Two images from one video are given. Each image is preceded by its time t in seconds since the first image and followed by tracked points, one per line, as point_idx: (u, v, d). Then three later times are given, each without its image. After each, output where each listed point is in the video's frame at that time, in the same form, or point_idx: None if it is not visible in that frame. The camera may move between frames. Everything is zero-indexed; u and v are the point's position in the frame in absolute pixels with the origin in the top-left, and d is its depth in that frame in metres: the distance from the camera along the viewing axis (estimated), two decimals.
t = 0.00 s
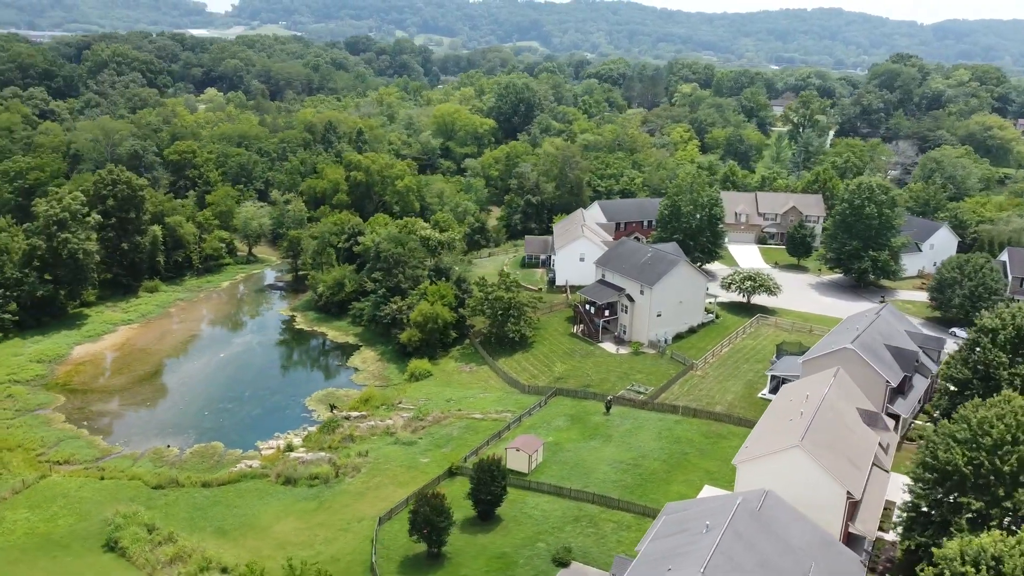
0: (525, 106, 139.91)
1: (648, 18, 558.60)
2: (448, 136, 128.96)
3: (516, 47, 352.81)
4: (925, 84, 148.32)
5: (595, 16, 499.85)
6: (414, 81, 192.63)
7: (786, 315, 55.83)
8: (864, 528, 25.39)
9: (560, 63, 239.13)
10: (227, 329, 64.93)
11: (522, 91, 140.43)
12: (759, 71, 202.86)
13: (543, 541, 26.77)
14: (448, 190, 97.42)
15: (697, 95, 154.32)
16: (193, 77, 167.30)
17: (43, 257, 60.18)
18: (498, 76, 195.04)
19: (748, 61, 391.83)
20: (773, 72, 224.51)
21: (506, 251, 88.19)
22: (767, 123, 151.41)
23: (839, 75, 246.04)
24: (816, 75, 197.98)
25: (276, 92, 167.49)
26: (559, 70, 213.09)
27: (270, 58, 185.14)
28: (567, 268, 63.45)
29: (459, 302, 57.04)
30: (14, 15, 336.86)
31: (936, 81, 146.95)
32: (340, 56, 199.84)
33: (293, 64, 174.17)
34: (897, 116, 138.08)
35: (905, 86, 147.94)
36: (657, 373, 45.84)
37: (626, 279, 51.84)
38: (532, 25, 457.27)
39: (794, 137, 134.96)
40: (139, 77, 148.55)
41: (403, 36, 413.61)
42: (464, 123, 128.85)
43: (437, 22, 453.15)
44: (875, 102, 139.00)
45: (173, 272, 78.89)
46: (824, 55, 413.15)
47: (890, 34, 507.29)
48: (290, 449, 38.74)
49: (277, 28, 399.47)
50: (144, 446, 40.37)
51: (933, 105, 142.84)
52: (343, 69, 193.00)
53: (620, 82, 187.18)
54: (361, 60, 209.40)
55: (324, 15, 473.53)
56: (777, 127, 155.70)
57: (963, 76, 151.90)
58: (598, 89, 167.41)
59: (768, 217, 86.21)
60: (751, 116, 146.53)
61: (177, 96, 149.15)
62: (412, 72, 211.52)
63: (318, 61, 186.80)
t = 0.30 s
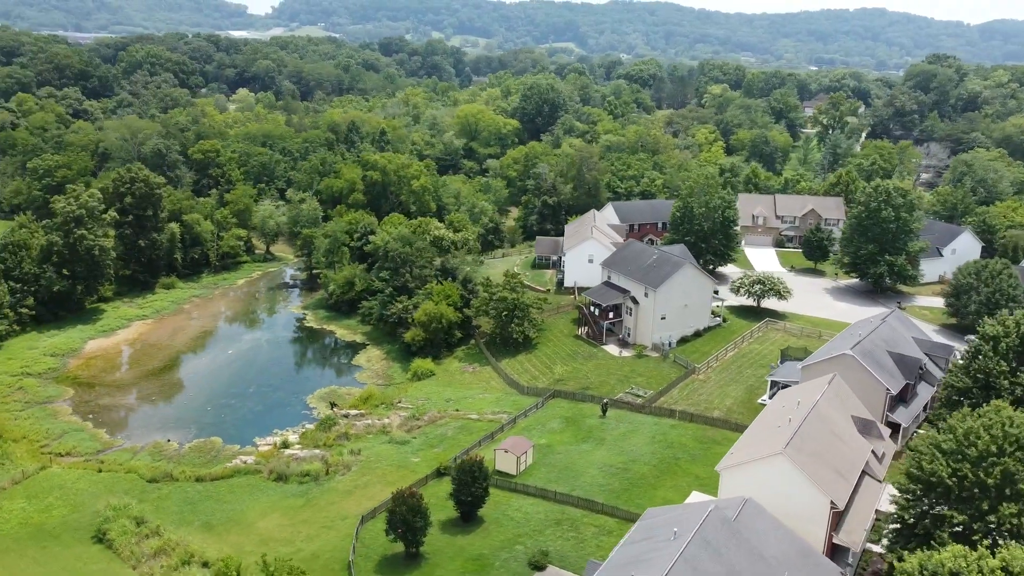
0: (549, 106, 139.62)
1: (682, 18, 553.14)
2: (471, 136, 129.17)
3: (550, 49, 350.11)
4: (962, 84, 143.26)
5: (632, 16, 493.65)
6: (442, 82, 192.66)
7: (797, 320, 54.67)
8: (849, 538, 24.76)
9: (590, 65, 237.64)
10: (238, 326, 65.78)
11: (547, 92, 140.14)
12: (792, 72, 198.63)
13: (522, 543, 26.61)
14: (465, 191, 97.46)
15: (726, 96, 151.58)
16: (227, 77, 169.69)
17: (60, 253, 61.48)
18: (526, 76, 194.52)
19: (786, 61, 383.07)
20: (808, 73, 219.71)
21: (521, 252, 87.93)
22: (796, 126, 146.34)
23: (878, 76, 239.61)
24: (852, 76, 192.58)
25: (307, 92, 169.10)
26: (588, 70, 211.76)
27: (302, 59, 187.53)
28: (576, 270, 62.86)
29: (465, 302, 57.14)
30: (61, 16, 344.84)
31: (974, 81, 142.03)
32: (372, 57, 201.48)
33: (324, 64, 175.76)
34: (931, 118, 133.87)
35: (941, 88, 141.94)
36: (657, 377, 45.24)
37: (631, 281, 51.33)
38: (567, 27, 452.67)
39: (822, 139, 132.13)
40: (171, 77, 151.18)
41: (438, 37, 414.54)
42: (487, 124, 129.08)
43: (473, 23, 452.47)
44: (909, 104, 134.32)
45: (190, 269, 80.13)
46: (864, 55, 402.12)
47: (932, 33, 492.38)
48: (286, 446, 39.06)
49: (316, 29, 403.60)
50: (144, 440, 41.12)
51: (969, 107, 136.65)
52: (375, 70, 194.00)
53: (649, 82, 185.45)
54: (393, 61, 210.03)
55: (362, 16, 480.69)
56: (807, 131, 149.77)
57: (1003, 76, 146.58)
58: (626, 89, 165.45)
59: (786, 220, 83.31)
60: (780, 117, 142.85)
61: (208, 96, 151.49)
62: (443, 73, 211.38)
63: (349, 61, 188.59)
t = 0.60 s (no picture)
0: (574, 107, 138.95)
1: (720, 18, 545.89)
2: (495, 137, 129.11)
3: (587, 50, 346.52)
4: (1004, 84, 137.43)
5: (670, 16, 483.48)
6: (473, 83, 192.95)
7: (807, 325, 53.51)
8: (829, 548, 24.19)
9: (625, 66, 235.14)
10: (251, 323, 66.65)
11: (572, 93, 139.46)
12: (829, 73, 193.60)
13: (497, 545, 26.50)
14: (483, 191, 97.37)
15: (757, 96, 148.26)
16: (261, 78, 172.00)
17: (78, 249, 62.82)
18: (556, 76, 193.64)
19: (826, 61, 373.42)
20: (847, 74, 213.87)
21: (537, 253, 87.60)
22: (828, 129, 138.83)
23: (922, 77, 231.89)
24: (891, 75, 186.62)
25: (339, 93, 171.16)
26: (621, 71, 209.91)
27: (335, 59, 189.59)
28: (584, 271, 62.51)
29: (470, 302, 57.13)
30: (109, 18, 353.12)
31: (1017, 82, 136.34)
32: (405, 58, 202.72)
33: (356, 65, 176.90)
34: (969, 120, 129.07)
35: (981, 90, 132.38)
36: (657, 381, 44.68)
37: (635, 283, 50.82)
38: (606, 28, 440.07)
39: (852, 141, 128.82)
40: (204, 77, 153.64)
41: (476, 39, 414.31)
42: (512, 125, 128.92)
43: (511, 24, 449.96)
44: (947, 106, 127.63)
45: (208, 266, 81.37)
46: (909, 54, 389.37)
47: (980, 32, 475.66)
48: (282, 442, 39.45)
49: (355, 32, 406.95)
50: (145, 433, 41.88)
51: (1009, 110, 128.16)
52: (406, 71, 194.68)
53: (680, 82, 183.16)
54: (426, 62, 210.33)
55: (401, 18, 487.12)
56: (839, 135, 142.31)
57: None
58: (656, 90, 162.98)
59: (805, 224, 81.26)
60: (812, 119, 138.35)
61: (240, 97, 153.68)
62: (476, 74, 210.68)
63: (381, 62, 189.93)
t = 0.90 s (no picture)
0: (599, 108, 138.11)
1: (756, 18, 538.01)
2: (519, 137, 128.95)
3: (622, 52, 344.04)
4: None
5: (710, 15, 466.66)
6: (502, 83, 192.91)
7: (817, 330, 52.51)
8: (809, 558, 23.70)
9: (657, 66, 232.56)
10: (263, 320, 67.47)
11: (597, 93, 138.64)
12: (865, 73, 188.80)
13: (475, 546, 26.49)
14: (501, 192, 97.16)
15: (787, 97, 145.57)
16: (293, 78, 174.42)
17: (96, 245, 64.23)
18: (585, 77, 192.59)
19: (865, 62, 364.77)
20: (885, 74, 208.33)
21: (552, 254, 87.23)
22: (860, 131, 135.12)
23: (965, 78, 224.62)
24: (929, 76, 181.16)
25: (369, 94, 172.53)
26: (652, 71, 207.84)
27: (366, 60, 191.25)
28: (593, 273, 62.17)
29: (475, 302, 57.18)
30: (154, 20, 362.20)
31: None
32: (436, 59, 203.53)
33: (385, 66, 178.13)
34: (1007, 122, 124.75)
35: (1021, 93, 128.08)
36: (658, 384, 44.22)
37: (639, 285, 50.42)
38: (643, 29, 429.23)
39: (882, 143, 125.58)
40: (235, 77, 155.94)
41: (511, 41, 415.50)
42: (535, 125, 128.67)
43: (547, 26, 451.02)
44: (982, 107, 122.76)
45: (226, 263, 82.54)
46: (952, 54, 378.12)
47: None
48: (279, 438, 39.87)
49: (392, 33, 411.34)
50: (148, 427, 42.66)
51: None
52: (437, 72, 195.53)
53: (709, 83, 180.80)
54: (458, 63, 210.78)
55: (439, 19, 491.99)
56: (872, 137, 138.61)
57: None
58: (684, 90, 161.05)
59: (823, 227, 79.93)
60: (842, 121, 135.30)
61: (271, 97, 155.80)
62: (506, 74, 210.46)
63: (411, 63, 190.90)
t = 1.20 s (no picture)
0: (625, 109, 137.12)
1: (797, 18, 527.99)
2: (544, 138, 128.62)
3: (659, 53, 340.39)
4: None
5: (748, 15, 460.84)
6: (533, 84, 192.48)
7: (826, 335, 51.50)
8: (784, 567, 23.32)
9: (692, 68, 229.52)
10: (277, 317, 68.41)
11: (624, 94, 137.66)
12: (905, 74, 183.62)
13: (452, 545, 26.60)
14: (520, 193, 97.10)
15: (820, 98, 142.74)
16: (326, 79, 176.49)
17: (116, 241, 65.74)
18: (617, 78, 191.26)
19: (908, 62, 355.15)
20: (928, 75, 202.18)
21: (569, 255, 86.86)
22: (894, 133, 131.90)
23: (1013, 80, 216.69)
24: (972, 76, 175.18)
25: (400, 94, 173.70)
26: (685, 70, 205.23)
27: (399, 61, 192.58)
28: (602, 274, 61.85)
29: (482, 302, 57.31)
30: (199, 23, 370.21)
31: None
32: (468, 60, 203.95)
33: (417, 66, 179.20)
34: None
35: None
36: (657, 388, 43.87)
37: (644, 287, 50.04)
38: (684, 29, 424.21)
39: (916, 145, 122.13)
40: (267, 77, 158.15)
41: (548, 42, 415.41)
42: (561, 126, 128.18)
43: (586, 26, 451.58)
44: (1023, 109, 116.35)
45: (245, 261, 83.89)
46: (1003, 54, 365.30)
47: None
48: (277, 434, 40.43)
49: (431, 35, 414.73)
50: (153, 419, 43.58)
51: None
52: (468, 73, 196.10)
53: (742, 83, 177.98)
54: (491, 64, 211.03)
55: (478, 20, 495.47)
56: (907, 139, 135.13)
57: None
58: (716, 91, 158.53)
59: (844, 231, 78.32)
60: (875, 123, 132.01)
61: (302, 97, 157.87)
62: (539, 75, 209.80)
63: (443, 64, 191.71)
